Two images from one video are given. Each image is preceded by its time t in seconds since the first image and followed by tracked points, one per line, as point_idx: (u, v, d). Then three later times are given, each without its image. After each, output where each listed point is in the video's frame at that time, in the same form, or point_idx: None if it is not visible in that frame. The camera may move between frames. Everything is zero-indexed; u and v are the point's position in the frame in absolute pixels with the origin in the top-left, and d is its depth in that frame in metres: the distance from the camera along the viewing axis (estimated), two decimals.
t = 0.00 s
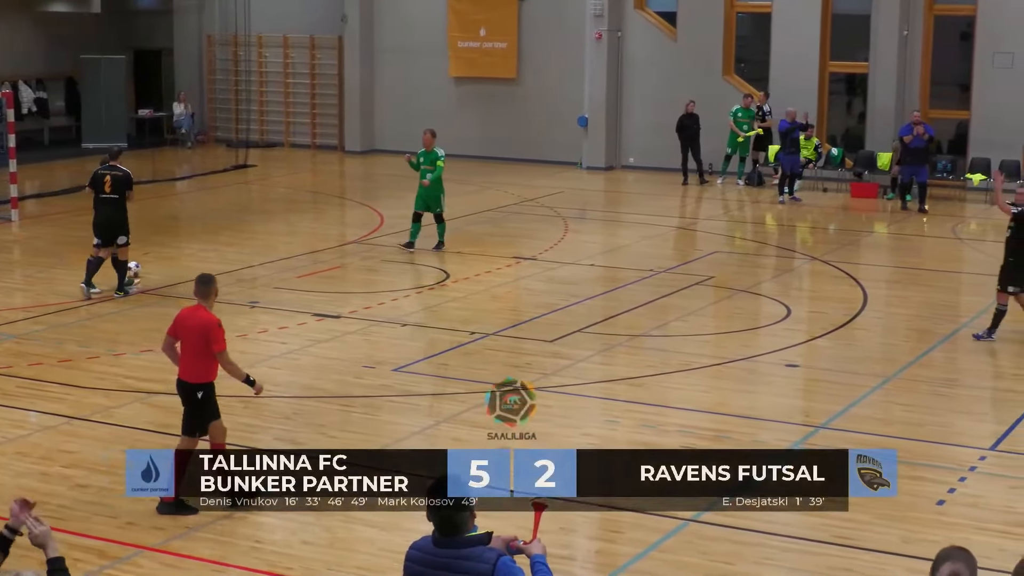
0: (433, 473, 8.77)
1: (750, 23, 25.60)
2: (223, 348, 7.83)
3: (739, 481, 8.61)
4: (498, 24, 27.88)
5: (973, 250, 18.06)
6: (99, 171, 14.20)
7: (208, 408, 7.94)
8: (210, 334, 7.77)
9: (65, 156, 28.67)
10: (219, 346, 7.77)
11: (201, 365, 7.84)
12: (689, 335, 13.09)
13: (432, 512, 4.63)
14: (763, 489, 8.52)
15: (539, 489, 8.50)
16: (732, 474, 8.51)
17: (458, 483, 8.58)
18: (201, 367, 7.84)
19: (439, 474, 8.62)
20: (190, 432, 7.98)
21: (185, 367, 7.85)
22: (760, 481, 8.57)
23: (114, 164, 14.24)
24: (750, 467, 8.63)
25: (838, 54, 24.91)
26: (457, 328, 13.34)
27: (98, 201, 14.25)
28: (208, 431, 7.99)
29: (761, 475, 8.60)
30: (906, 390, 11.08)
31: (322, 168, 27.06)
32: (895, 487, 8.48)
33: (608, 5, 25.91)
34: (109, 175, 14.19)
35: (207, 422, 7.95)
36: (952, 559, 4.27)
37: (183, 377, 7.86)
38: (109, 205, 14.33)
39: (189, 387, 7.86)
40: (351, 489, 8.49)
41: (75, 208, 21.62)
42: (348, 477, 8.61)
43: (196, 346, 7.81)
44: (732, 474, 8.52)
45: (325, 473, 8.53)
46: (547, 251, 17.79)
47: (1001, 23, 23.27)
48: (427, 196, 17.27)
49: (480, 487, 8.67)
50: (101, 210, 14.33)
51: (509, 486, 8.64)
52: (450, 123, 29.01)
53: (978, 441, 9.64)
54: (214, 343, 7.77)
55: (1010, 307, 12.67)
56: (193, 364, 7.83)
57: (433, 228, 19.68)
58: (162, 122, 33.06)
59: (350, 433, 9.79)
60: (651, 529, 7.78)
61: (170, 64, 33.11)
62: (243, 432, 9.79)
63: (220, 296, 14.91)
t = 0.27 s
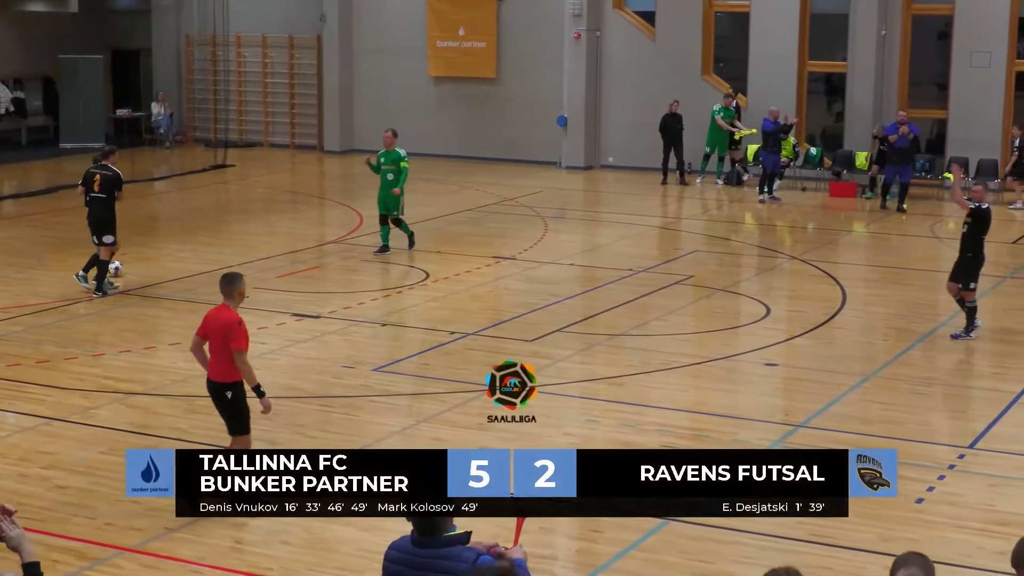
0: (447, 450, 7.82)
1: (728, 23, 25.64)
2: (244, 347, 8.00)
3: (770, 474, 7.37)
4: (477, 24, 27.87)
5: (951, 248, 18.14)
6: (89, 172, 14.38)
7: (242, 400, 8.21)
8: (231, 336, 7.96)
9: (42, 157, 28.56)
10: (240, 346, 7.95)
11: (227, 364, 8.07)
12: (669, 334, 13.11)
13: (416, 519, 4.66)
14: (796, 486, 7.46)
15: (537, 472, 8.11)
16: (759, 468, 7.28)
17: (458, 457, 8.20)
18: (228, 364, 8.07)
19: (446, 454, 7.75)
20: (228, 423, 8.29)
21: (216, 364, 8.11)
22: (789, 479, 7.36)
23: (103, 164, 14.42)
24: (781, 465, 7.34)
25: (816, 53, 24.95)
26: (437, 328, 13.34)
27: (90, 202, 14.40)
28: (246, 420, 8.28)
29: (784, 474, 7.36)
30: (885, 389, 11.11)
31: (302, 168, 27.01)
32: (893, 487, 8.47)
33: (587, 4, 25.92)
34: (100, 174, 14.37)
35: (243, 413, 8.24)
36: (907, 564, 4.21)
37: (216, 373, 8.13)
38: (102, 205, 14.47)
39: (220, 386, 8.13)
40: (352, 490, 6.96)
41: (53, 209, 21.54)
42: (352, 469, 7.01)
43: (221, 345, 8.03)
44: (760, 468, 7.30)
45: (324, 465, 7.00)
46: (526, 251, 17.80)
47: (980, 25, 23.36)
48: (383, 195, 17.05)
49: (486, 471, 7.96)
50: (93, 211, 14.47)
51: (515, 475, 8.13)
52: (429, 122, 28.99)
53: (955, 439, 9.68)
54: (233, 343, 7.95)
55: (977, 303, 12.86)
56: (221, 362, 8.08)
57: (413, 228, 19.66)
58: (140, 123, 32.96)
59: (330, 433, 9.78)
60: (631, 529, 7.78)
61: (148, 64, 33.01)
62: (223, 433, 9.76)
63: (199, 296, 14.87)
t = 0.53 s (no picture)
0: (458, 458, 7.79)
1: (705, 22, 25.71)
2: (255, 349, 7.84)
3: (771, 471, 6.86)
4: (455, 24, 27.87)
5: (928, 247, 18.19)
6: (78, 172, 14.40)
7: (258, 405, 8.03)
8: (237, 336, 7.83)
9: (17, 157, 28.43)
10: (247, 347, 7.81)
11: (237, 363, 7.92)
12: (647, 333, 13.12)
13: (393, 519, 4.66)
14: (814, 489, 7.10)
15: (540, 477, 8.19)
16: (764, 466, 6.83)
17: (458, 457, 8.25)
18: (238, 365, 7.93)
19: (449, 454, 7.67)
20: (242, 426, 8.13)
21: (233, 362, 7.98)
22: (790, 474, 6.83)
23: (92, 164, 14.43)
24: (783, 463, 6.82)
25: (793, 52, 25.01)
26: (415, 327, 13.33)
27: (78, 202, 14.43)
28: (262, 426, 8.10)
29: (786, 472, 6.82)
30: (862, 387, 11.14)
31: (279, 168, 26.95)
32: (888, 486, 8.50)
33: (564, 4, 25.92)
34: (89, 175, 14.39)
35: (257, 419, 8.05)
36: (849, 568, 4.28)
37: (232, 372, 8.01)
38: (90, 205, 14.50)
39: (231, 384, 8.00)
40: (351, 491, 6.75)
41: (29, 209, 21.46)
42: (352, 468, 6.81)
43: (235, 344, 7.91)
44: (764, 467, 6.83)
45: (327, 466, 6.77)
46: (504, 250, 17.79)
47: (955, 26, 23.52)
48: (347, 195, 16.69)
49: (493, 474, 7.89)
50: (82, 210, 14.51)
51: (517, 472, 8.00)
52: (406, 121, 28.96)
53: (933, 437, 9.70)
54: (240, 342, 7.82)
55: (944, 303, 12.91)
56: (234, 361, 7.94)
57: (391, 228, 19.63)
58: (116, 123, 32.85)
59: (308, 433, 9.76)
60: (611, 528, 7.79)
61: (124, 65, 32.89)
62: (201, 433, 9.74)
63: (176, 296, 14.85)
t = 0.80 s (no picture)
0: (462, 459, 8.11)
1: (678, 23, 25.76)
2: (278, 354, 7.80)
3: (771, 472, 7.26)
4: (428, 24, 27.87)
5: (898, 246, 18.23)
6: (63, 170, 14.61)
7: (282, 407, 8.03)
8: (261, 341, 7.79)
9: None
10: (271, 353, 7.78)
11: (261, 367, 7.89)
12: (620, 333, 13.14)
13: (364, 519, 4.66)
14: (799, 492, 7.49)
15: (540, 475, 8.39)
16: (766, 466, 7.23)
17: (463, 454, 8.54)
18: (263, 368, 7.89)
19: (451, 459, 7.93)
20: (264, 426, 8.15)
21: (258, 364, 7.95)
22: (789, 474, 7.27)
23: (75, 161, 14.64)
24: (779, 465, 7.27)
25: (766, 52, 25.07)
26: (389, 328, 13.32)
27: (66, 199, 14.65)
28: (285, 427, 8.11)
29: (783, 473, 7.26)
30: (834, 385, 11.19)
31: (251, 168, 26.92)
32: (891, 486, 8.47)
33: (537, 4, 25.93)
34: (73, 172, 14.60)
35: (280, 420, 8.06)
36: None
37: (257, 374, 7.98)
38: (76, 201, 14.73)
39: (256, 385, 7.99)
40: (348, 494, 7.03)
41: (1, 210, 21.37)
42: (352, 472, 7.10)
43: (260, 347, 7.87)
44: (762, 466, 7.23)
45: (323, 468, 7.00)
46: (478, 250, 17.79)
47: (925, 27, 23.66)
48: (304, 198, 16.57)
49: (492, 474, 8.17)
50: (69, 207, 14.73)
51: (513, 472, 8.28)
52: (379, 120, 28.94)
53: (904, 435, 9.75)
54: (265, 347, 7.78)
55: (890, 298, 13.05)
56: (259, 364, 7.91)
57: (365, 228, 19.61)
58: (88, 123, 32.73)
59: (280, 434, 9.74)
60: (583, 527, 7.80)
61: (96, 65, 32.79)
62: (173, 435, 9.71)
63: (148, 297, 14.82)
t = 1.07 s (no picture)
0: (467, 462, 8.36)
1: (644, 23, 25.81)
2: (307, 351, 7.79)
3: (771, 472, 6.92)
4: (394, 24, 27.85)
5: (863, 245, 18.33)
6: (45, 170, 14.65)
7: (296, 410, 7.95)
8: (290, 341, 7.76)
9: None
10: (301, 352, 7.76)
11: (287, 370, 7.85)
12: (588, 332, 13.15)
13: (330, 519, 4.64)
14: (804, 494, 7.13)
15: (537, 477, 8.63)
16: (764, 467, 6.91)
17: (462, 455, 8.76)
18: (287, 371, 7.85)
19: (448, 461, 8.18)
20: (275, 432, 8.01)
21: (274, 371, 7.88)
22: (790, 475, 6.88)
23: (57, 162, 14.68)
24: (781, 464, 6.86)
25: (731, 52, 25.19)
26: (356, 328, 13.31)
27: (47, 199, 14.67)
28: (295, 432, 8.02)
29: (785, 474, 6.87)
30: (801, 384, 11.23)
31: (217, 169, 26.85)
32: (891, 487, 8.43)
33: (503, 4, 25.94)
34: (55, 172, 14.64)
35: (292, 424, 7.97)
36: None
37: (271, 380, 7.90)
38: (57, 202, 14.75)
39: (274, 387, 7.90)
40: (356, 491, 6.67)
41: None
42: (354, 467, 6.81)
43: (280, 351, 7.82)
44: (763, 468, 6.90)
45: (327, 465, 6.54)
46: (445, 250, 17.80)
47: (890, 26, 23.78)
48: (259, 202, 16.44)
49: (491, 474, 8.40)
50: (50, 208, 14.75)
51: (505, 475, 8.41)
52: (345, 120, 28.91)
53: (870, 433, 9.79)
54: (295, 349, 7.76)
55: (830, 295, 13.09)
56: (281, 369, 7.84)
57: (332, 228, 19.58)
58: (52, 124, 32.58)
59: (247, 436, 9.72)
60: (551, 527, 7.80)
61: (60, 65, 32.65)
62: (139, 437, 9.67)
63: (113, 299, 14.76)
